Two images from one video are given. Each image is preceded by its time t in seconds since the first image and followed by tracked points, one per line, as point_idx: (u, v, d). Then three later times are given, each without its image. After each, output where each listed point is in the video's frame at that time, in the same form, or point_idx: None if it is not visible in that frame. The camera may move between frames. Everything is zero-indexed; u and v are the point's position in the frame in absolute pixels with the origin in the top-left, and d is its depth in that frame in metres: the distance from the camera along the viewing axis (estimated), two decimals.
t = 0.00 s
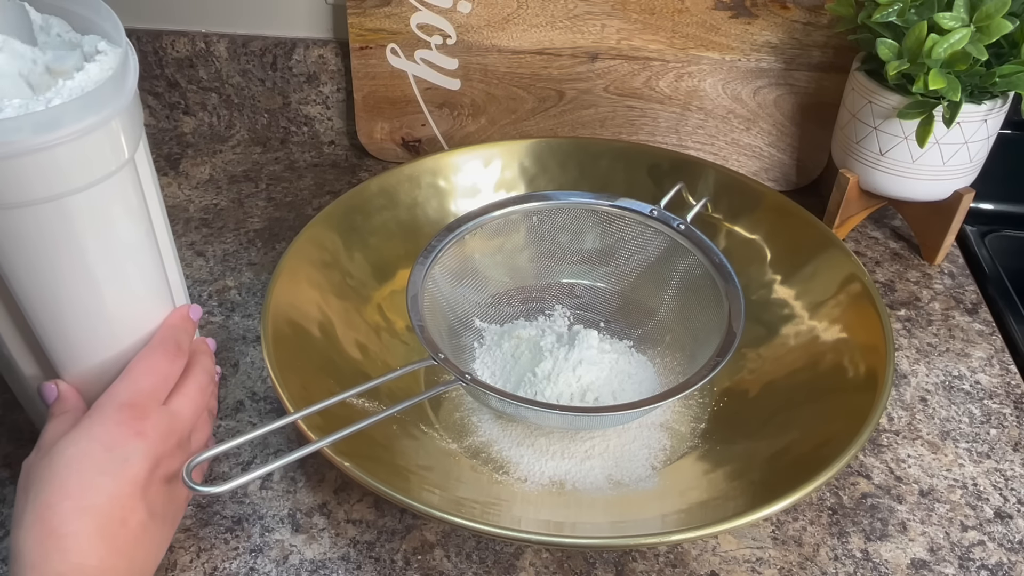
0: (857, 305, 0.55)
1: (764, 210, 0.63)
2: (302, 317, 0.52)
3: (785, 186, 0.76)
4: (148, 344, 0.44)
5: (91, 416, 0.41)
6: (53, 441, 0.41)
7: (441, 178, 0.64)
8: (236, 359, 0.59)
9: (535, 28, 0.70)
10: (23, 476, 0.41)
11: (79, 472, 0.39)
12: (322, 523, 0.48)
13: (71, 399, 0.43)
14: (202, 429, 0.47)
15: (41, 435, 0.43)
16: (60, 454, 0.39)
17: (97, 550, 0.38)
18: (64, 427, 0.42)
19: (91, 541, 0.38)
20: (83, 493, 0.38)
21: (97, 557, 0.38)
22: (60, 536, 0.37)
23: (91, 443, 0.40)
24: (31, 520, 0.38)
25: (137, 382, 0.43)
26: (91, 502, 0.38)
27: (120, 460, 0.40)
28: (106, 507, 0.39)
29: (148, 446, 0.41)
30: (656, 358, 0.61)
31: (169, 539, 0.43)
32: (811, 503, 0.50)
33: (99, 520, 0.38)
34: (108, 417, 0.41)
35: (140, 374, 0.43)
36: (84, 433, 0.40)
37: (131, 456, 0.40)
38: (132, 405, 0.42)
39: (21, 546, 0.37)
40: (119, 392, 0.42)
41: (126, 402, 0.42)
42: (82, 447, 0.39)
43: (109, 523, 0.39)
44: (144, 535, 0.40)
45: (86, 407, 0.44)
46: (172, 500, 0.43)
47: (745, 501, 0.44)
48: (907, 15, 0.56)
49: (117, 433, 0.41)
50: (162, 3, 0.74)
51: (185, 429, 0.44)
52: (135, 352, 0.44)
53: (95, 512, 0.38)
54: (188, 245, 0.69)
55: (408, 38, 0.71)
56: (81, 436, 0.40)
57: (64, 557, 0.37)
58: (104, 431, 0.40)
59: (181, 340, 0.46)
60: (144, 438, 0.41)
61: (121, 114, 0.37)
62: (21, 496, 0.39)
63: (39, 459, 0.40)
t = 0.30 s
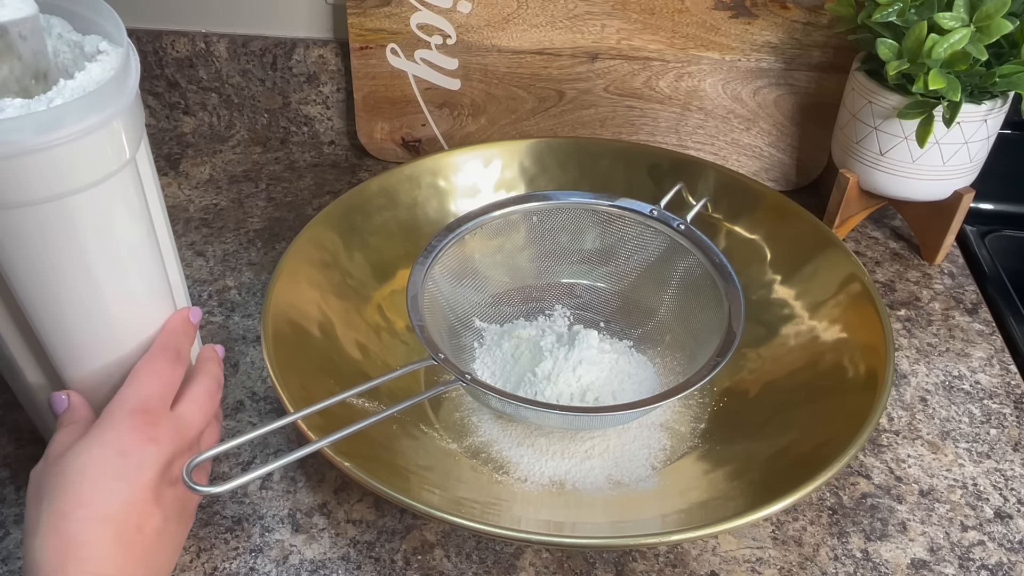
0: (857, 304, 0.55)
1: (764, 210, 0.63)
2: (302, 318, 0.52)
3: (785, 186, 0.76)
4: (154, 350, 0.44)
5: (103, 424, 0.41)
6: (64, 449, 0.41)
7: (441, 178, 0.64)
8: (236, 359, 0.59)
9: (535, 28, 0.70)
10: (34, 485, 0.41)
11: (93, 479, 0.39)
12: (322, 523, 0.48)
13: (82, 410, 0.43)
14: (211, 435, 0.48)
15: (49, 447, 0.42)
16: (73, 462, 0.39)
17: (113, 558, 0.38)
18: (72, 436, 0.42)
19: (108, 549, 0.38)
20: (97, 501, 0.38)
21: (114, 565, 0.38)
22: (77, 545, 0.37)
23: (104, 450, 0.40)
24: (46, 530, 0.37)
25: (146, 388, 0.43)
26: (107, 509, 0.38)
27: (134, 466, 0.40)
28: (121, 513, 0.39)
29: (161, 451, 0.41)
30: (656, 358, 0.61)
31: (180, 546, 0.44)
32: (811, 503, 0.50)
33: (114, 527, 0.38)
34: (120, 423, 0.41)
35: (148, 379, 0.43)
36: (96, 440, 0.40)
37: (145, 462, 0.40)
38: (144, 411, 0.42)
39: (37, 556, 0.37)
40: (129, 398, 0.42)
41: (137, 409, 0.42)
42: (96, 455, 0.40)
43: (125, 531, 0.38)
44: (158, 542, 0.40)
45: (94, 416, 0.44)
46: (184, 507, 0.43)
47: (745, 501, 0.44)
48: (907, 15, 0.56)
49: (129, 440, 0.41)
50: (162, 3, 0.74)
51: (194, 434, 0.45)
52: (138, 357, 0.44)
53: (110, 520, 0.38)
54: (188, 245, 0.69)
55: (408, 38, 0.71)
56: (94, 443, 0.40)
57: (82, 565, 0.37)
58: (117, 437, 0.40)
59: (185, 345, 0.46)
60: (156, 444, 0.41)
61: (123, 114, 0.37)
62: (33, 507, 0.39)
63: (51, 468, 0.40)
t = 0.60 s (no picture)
0: (857, 304, 0.55)
1: (764, 210, 0.63)
2: (302, 318, 0.52)
3: (785, 186, 0.76)
4: (151, 366, 0.44)
5: (102, 443, 0.41)
6: (63, 471, 0.41)
7: (441, 178, 0.64)
8: (236, 359, 0.59)
9: (535, 28, 0.70)
10: (34, 507, 0.41)
11: (94, 500, 0.39)
12: (322, 523, 0.48)
13: (71, 430, 0.45)
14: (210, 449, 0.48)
15: (41, 470, 0.43)
16: (73, 483, 0.39)
17: None
18: (67, 457, 0.43)
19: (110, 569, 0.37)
20: (98, 521, 0.38)
21: None
22: (78, 566, 0.37)
23: (103, 470, 0.40)
24: (47, 551, 0.37)
25: (143, 405, 0.43)
26: (107, 528, 0.38)
27: (134, 485, 0.40)
28: (122, 533, 0.39)
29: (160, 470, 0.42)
30: (655, 358, 0.61)
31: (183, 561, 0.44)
32: (811, 503, 0.50)
33: (115, 546, 0.38)
34: (119, 442, 0.41)
35: (147, 397, 0.43)
36: (95, 460, 0.40)
37: (145, 481, 0.41)
38: (141, 429, 0.42)
39: None
40: (127, 416, 0.42)
41: (135, 427, 0.42)
42: (95, 475, 0.40)
43: (126, 550, 0.38)
44: (160, 561, 0.40)
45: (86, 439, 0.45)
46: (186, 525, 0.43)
47: (745, 501, 0.44)
48: (907, 15, 0.56)
49: (129, 459, 0.41)
50: (162, 3, 0.74)
51: (194, 450, 0.45)
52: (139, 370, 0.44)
53: (112, 539, 0.38)
54: (188, 245, 0.69)
55: (408, 38, 0.71)
56: (93, 464, 0.40)
57: None
58: (115, 456, 0.41)
59: (182, 360, 0.46)
60: (156, 463, 0.42)
61: (118, 114, 0.37)
62: (32, 530, 0.39)
63: (50, 489, 0.40)
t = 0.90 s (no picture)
0: (857, 304, 0.55)
1: (764, 210, 0.63)
2: (302, 318, 0.52)
3: (785, 186, 0.76)
4: (157, 381, 0.45)
5: (109, 455, 0.41)
6: (70, 484, 0.41)
7: (441, 178, 0.64)
8: (236, 359, 0.59)
9: (535, 28, 0.70)
10: (41, 520, 0.41)
11: (102, 512, 0.39)
12: (322, 523, 0.48)
13: (74, 444, 0.45)
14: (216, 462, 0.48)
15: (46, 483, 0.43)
16: (81, 496, 0.39)
17: None
18: (73, 470, 0.43)
19: None
20: (108, 533, 0.38)
21: None
22: None
23: (113, 481, 0.40)
24: (55, 563, 0.37)
25: (150, 417, 0.43)
26: (116, 539, 0.38)
27: (141, 497, 0.40)
28: (131, 544, 0.39)
29: (168, 481, 0.42)
30: (655, 358, 0.61)
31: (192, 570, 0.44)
32: (811, 503, 0.50)
33: (125, 558, 0.38)
34: (127, 453, 0.41)
35: (153, 409, 0.44)
36: (103, 471, 0.40)
37: (152, 492, 0.41)
38: (149, 440, 0.42)
39: None
40: (134, 428, 0.43)
41: (143, 438, 0.42)
42: (103, 488, 0.40)
43: (136, 562, 0.38)
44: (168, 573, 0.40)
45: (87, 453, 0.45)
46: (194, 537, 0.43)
47: (745, 501, 0.44)
48: (907, 15, 0.56)
49: (137, 470, 0.41)
50: (162, 3, 0.74)
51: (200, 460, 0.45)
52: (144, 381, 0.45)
53: (121, 551, 0.38)
54: (188, 245, 0.69)
55: (408, 38, 0.71)
56: (102, 475, 0.40)
57: None
58: (124, 467, 0.41)
59: (186, 374, 0.46)
60: (163, 474, 0.42)
61: (124, 114, 0.37)
62: (40, 542, 0.39)
63: (58, 502, 0.40)
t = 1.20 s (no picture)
0: (857, 304, 0.55)
1: (764, 210, 0.63)
2: (302, 318, 0.52)
3: (785, 186, 0.76)
4: (156, 383, 0.45)
5: (110, 455, 0.42)
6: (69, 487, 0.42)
7: (441, 178, 0.64)
8: (236, 359, 0.59)
9: (535, 28, 0.70)
10: (42, 521, 0.41)
11: (104, 512, 0.39)
12: (322, 523, 0.48)
13: (72, 445, 0.45)
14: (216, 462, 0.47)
15: (44, 486, 0.43)
16: (83, 496, 0.40)
17: None
18: (71, 473, 0.43)
19: None
20: (111, 533, 0.38)
21: None
22: None
23: (114, 482, 0.40)
24: (59, 565, 0.37)
25: (150, 417, 0.43)
26: (119, 540, 0.38)
27: (143, 497, 0.40)
28: (135, 544, 0.39)
29: (170, 479, 0.41)
30: (655, 358, 0.61)
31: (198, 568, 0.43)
32: (811, 503, 0.50)
33: (129, 559, 0.38)
34: (128, 453, 0.41)
35: (154, 409, 0.44)
36: (105, 472, 0.40)
37: (155, 491, 0.41)
38: (150, 440, 0.43)
39: None
40: (134, 428, 0.43)
41: (143, 438, 0.42)
42: (104, 488, 0.40)
43: (139, 562, 0.39)
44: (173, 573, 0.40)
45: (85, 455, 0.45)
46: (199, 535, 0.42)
47: (745, 501, 0.44)
48: (907, 15, 0.56)
49: (138, 470, 0.41)
50: (162, 3, 0.74)
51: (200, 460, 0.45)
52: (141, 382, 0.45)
53: (124, 551, 0.38)
54: (188, 245, 0.69)
55: (408, 38, 0.71)
56: (103, 476, 0.40)
57: None
58: (125, 467, 0.41)
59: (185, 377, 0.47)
60: (165, 473, 0.42)
61: (122, 114, 0.37)
62: (43, 544, 0.39)
63: (58, 505, 0.40)
